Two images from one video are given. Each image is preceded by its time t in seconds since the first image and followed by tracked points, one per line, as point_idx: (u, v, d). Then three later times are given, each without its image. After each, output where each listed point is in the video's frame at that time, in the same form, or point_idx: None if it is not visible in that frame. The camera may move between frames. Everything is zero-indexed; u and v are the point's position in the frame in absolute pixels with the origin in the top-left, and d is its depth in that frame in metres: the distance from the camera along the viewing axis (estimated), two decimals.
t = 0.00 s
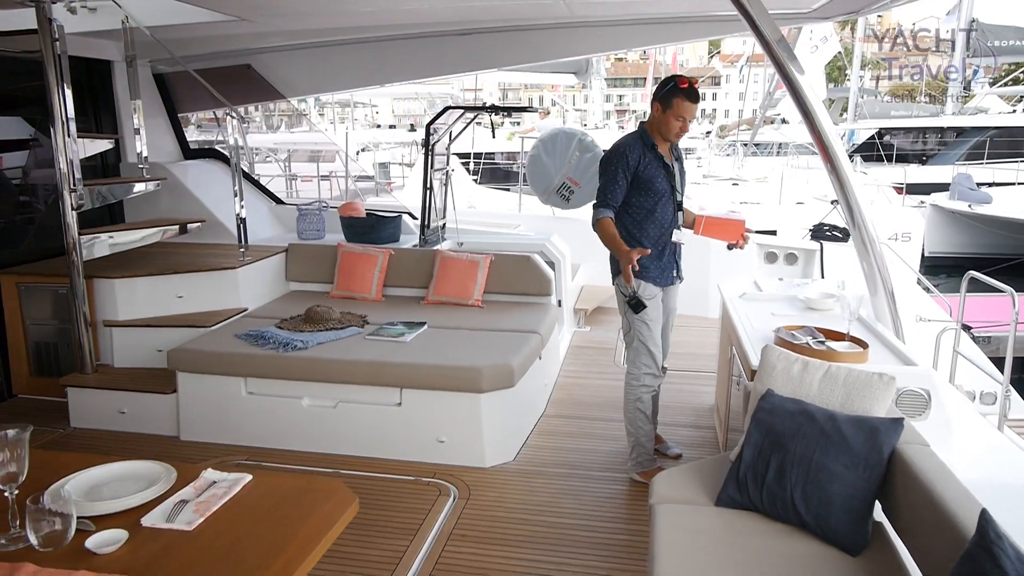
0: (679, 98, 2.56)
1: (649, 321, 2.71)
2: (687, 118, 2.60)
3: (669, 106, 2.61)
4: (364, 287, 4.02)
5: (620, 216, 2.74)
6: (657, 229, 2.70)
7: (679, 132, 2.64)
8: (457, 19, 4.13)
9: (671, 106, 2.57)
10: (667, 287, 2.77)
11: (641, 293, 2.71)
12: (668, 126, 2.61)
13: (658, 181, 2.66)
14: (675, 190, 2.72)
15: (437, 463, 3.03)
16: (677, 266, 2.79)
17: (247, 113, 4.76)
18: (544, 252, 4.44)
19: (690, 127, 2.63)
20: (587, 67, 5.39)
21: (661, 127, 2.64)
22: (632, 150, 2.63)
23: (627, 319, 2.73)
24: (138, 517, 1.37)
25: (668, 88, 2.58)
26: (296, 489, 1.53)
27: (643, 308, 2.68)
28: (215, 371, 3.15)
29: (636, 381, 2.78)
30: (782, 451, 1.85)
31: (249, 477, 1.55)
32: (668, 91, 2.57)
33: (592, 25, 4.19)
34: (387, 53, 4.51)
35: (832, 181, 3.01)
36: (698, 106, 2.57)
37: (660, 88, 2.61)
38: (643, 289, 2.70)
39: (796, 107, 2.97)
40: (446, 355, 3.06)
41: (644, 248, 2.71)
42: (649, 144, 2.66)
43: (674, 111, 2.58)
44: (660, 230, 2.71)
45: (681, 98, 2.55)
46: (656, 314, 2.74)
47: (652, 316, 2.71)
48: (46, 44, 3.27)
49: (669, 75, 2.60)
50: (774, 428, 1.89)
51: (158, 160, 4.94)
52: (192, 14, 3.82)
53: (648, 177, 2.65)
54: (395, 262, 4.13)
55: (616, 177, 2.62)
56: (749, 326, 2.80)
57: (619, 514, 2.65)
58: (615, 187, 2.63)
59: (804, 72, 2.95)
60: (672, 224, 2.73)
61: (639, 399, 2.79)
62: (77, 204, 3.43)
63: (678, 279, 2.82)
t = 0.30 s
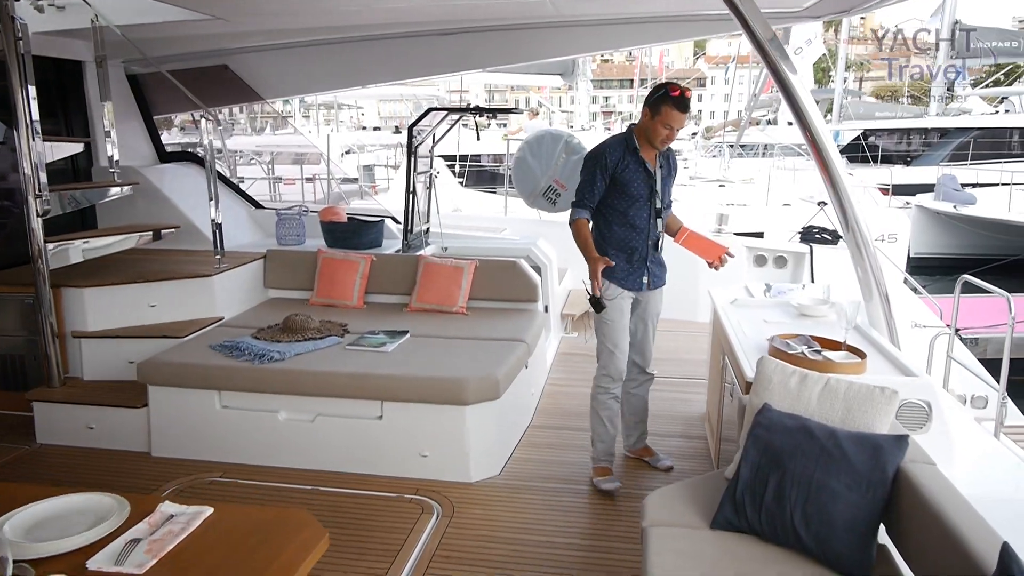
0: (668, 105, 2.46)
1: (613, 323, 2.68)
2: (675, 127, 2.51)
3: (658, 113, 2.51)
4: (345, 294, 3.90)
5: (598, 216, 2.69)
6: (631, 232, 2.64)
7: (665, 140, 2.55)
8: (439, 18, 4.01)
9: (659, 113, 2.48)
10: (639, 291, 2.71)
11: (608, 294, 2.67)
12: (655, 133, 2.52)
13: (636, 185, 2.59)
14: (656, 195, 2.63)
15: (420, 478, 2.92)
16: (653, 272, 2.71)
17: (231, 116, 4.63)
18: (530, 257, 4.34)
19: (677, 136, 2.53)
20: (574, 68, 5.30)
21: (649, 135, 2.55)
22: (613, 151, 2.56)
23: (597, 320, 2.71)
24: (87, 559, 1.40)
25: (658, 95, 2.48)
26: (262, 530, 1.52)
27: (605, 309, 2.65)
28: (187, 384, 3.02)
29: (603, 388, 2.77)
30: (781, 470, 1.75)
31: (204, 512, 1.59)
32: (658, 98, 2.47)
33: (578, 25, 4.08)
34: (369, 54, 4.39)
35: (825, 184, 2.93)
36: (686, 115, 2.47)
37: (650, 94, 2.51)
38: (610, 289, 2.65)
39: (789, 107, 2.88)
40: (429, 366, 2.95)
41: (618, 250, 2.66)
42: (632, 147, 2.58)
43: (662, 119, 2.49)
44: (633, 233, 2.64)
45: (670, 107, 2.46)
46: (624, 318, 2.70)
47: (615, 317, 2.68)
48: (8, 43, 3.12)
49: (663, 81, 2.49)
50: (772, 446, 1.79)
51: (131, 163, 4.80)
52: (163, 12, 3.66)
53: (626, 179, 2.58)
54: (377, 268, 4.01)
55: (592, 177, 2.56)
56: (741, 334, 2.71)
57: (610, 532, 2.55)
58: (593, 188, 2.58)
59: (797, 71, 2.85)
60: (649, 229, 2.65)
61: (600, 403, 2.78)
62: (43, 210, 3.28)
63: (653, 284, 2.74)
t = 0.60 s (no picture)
0: (611, 100, 2.50)
1: (565, 330, 2.74)
2: (621, 119, 2.53)
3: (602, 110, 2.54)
4: (315, 301, 3.79)
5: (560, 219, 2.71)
6: (592, 232, 2.64)
7: (614, 134, 2.56)
8: (411, 16, 3.91)
9: (603, 108, 2.51)
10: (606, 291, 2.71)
11: (563, 298, 2.72)
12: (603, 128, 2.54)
13: (590, 185, 2.62)
14: (613, 192, 2.64)
15: (393, 492, 2.82)
16: (619, 271, 2.70)
17: (205, 118, 4.54)
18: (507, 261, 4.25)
19: (625, 130, 2.56)
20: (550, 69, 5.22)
21: (598, 131, 2.57)
22: (564, 154, 2.60)
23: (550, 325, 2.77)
24: None
25: (599, 91, 2.53)
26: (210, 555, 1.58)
27: (562, 315, 2.71)
28: (147, 397, 2.88)
29: (542, 385, 2.93)
30: (765, 486, 1.68)
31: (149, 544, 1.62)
32: (601, 94, 2.52)
33: (554, 24, 4.00)
34: (340, 53, 4.27)
35: (805, 189, 2.88)
36: (629, 108, 2.51)
37: (592, 91, 2.55)
38: (569, 291, 2.69)
39: (767, 108, 2.82)
40: (401, 376, 2.85)
41: (582, 252, 2.67)
42: (582, 148, 2.61)
43: (607, 114, 2.52)
44: (594, 232, 2.64)
45: (613, 100, 2.50)
46: (579, 324, 2.74)
47: (570, 323, 2.73)
48: None
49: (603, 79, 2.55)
50: (755, 460, 1.72)
51: (91, 166, 4.64)
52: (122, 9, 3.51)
53: (580, 180, 2.61)
54: (348, 273, 3.90)
55: (551, 180, 2.59)
56: (722, 341, 2.64)
57: (589, 547, 2.46)
58: (556, 191, 2.59)
59: (776, 72, 2.79)
60: (611, 227, 2.65)
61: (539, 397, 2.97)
62: None
63: (621, 283, 2.73)
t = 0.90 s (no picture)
0: (547, 102, 2.43)
1: (512, 330, 2.73)
2: (559, 121, 2.46)
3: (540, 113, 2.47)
4: (289, 306, 3.68)
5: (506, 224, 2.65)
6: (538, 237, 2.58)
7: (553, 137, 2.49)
8: (386, 14, 3.80)
9: (540, 111, 2.43)
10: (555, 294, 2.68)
11: (507, 299, 2.70)
12: (541, 131, 2.47)
13: (534, 190, 2.54)
14: (557, 195, 2.56)
15: (368, 504, 2.72)
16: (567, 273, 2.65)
17: (180, 117, 4.45)
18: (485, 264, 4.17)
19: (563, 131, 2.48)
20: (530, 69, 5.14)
21: (539, 135, 2.49)
22: (505, 161, 2.52)
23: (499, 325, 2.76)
24: None
25: (534, 93, 2.45)
26: None
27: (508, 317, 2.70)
28: (110, 409, 2.76)
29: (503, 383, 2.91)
30: (755, 502, 1.61)
31: None
32: (536, 96, 2.45)
33: (532, 21, 3.91)
34: (312, 51, 4.16)
35: (789, 191, 2.82)
36: (565, 109, 2.45)
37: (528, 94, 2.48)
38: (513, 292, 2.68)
39: (749, 107, 2.75)
40: (377, 384, 2.75)
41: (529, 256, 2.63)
42: (523, 153, 2.53)
43: (544, 117, 2.45)
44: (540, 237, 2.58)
45: (548, 101, 2.43)
46: (526, 324, 2.72)
47: (517, 323, 2.71)
48: None
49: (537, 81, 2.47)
50: (745, 475, 1.65)
51: (55, 166, 4.48)
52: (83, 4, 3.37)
53: (522, 186, 2.54)
54: (323, 277, 3.79)
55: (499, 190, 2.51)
56: (706, 346, 2.57)
57: (571, 561, 2.39)
58: (511, 199, 2.50)
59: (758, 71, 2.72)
60: (558, 230, 2.59)
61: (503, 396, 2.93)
62: None
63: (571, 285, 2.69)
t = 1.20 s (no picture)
0: (505, 108, 2.32)
1: (475, 332, 2.62)
2: (516, 127, 2.36)
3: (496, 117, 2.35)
4: (257, 314, 3.53)
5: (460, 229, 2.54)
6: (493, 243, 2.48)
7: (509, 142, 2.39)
8: (354, 11, 3.67)
9: (497, 117, 2.32)
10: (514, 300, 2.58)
11: (467, 304, 2.59)
12: (497, 136, 2.37)
13: (488, 196, 2.44)
14: (512, 200, 2.46)
15: (340, 524, 2.59)
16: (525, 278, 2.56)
17: (147, 118, 4.30)
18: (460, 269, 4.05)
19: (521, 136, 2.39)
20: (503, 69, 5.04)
21: (492, 138, 2.39)
22: (455, 167, 2.40)
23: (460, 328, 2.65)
24: None
25: (492, 98, 2.33)
26: None
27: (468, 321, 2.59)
28: (63, 428, 2.60)
29: (474, 390, 2.79)
30: (751, 526, 1.52)
31: None
32: (493, 100, 2.32)
33: (506, 20, 3.81)
34: (279, 50, 4.01)
35: (772, 195, 2.75)
36: (523, 114, 2.33)
37: (484, 96, 2.35)
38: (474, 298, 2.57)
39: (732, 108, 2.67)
40: (348, 398, 2.62)
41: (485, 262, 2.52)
42: (474, 158, 2.42)
43: (501, 122, 2.34)
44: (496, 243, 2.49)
45: (507, 108, 2.31)
46: (489, 326, 2.61)
47: (479, 326, 2.60)
48: None
49: (493, 83, 2.34)
50: (741, 497, 1.56)
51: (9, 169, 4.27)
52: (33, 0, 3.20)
53: (476, 192, 2.43)
54: (291, 284, 3.65)
55: (449, 198, 2.40)
56: (690, 355, 2.49)
57: None
58: (460, 206, 2.40)
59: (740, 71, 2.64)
60: (515, 235, 2.50)
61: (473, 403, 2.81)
62: None
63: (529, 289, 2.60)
